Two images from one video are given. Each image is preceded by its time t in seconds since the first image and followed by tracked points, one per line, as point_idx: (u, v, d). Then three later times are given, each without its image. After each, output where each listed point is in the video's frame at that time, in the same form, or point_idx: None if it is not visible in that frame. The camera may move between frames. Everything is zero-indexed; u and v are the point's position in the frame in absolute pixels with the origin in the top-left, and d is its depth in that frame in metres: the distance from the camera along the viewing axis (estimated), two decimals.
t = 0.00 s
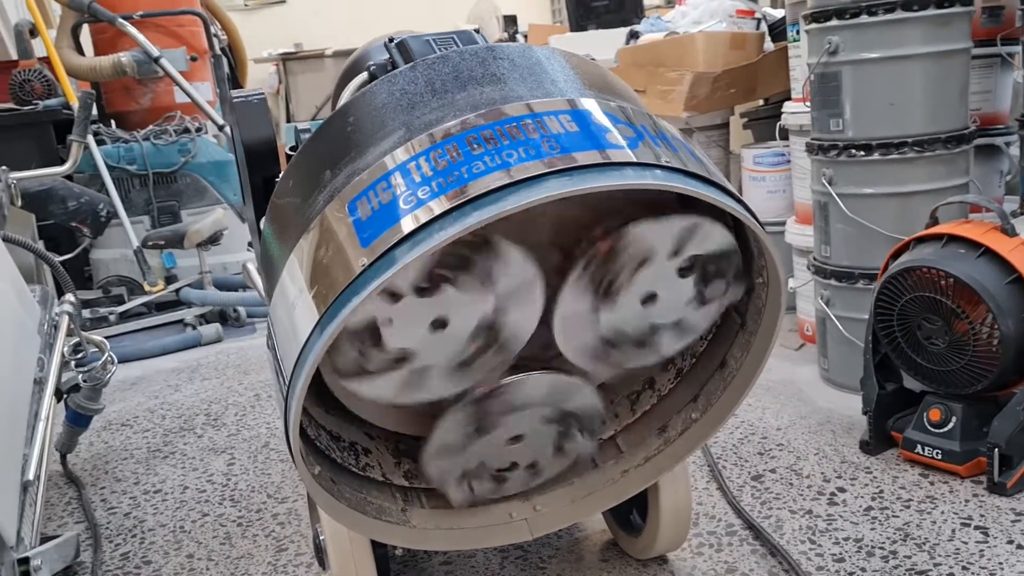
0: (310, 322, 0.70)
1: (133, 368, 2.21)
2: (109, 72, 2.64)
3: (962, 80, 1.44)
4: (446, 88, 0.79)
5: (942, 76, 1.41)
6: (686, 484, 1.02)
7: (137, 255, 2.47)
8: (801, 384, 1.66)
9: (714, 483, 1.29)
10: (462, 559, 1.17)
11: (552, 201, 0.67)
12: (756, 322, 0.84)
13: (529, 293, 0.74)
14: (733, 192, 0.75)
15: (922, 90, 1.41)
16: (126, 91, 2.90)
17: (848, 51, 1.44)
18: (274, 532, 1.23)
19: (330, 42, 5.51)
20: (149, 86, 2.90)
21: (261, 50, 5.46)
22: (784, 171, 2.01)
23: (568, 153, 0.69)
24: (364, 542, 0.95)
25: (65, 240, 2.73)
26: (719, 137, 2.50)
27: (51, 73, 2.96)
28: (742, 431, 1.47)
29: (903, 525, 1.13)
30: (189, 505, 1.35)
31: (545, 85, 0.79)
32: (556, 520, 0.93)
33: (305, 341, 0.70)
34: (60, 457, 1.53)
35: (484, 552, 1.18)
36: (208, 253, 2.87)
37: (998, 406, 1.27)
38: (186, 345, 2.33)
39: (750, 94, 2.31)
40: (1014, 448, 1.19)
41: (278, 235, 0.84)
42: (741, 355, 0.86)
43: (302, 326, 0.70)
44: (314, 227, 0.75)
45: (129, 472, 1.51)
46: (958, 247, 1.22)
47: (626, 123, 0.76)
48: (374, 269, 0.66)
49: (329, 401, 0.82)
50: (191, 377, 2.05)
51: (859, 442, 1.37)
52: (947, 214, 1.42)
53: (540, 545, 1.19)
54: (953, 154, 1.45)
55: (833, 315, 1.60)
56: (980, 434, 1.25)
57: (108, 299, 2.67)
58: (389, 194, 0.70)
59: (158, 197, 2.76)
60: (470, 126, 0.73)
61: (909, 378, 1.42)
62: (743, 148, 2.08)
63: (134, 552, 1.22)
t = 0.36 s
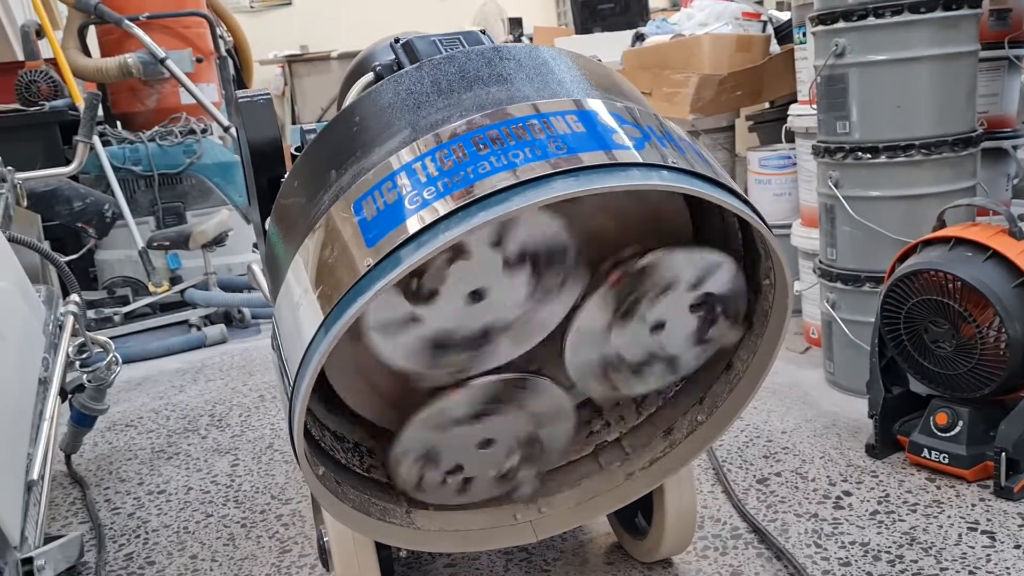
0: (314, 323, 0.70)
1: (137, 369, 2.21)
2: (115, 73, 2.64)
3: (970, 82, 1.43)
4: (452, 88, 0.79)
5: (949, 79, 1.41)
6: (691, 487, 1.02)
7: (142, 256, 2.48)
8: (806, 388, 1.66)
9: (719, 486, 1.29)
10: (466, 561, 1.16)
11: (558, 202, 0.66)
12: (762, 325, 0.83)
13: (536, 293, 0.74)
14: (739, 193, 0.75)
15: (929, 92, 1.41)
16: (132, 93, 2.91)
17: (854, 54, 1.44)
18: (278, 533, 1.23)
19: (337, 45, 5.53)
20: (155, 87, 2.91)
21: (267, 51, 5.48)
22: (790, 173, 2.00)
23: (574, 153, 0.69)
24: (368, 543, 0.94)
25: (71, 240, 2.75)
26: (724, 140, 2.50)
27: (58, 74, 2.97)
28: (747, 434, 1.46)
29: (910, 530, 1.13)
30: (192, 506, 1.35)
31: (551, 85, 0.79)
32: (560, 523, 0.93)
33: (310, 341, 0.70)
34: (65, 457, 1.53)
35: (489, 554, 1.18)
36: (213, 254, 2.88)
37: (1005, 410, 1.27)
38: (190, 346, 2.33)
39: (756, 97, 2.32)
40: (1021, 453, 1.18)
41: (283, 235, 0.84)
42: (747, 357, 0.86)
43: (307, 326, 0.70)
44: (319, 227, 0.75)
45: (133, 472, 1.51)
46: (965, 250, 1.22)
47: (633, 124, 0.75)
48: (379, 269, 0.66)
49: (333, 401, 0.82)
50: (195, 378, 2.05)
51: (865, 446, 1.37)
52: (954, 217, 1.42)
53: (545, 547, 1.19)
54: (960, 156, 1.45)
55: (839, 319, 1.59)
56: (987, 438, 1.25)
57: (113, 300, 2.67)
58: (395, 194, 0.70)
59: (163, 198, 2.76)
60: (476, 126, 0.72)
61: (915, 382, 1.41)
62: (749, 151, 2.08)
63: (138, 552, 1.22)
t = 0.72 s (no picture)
0: (318, 324, 0.70)
1: (140, 369, 2.22)
2: (120, 74, 2.65)
3: (974, 85, 1.43)
4: (456, 90, 0.79)
5: (954, 82, 1.41)
6: (694, 489, 1.01)
7: (145, 256, 2.48)
8: (810, 390, 1.65)
9: (723, 489, 1.28)
10: (469, 563, 1.16)
11: (562, 204, 0.66)
12: (766, 328, 0.83)
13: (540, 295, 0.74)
14: (743, 196, 0.75)
15: (934, 94, 1.40)
16: (137, 93, 2.91)
17: (858, 56, 1.44)
18: (281, 535, 1.23)
19: (340, 46, 5.55)
20: (159, 87, 2.91)
21: (271, 52, 5.49)
22: (794, 176, 2.00)
23: (578, 156, 0.69)
24: (371, 545, 0.94)
25: (75, 241, 2.75)
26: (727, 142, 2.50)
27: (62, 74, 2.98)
28: (750, 436, 1.46)
29: (914, 533, 1.13)
30: (195, 507, 1.35)
31: (556, 87, 0.79)
32: (563, 525, 0.92)
33: (314, 342, 0.70)
34: (68, 458, 1.53)
35: (491, 556, 1.18)
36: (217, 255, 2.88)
37: (1010, 413, 1.26)
38: (193, 347, 2.34)
39: (760, 99, 2.32)
40: None
41: (287, 237, 0.84)
42: (751, 360, 0.86)
43: (311, 328, 0.70)
44: (323, 228, 0.75)
45: (136, 473, 1.51)
46: (970, 253, 1.22)
47: (637, 126, 0.75)
48: (383, 271, 0.66)
49: (337, 403, 0.81)
50: (198, 379, 2.05)
51: (869, 449, 1.36)
52: (958, 220, 1.41)
53: (547, 549, 1.19)
54: (965, 159, 1.45)
55: (843, 321, 1.59)
56: (991, 441, 1.24)
57: (117, 301, 2.67)
58: (399, 196, 0.70)
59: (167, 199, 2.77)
60: (480, 128, 0.72)
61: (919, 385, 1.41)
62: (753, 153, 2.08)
63: (141, 553, 1.22)
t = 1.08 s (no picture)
0: (322, 324, 0.70)
1: (143, 369, 2.22)
2: (124, 74, 2.65)
3: (978, 88, 1.43)
4: (461, 91, 0.79)
5: (958, 84, 1.41)
6: (697, 490, 1.01)
7: (149, 256, 2.49)
8: (813, 392, 1.65)
9: (725, 490, 1.28)
10: (471, 564, 1.16)
11: (567, 205, 0.66)
12: (770, 329, 0.83)
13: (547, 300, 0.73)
14: (747, 198, 0.75)
15: (938, 97, 1.40)
16: (141, 93, 2.92)
17: (863, 58, 1.44)
18: (283, 535, 1.23)
19: (343, 48, 5.56)
20: (163, 88, 2.92)
21: (275, 52, 5.51)
22: (797, 178, 2.00)
23: (583, 157, 0.69)
24: (374, 545, 0.94)
25: (78, 240, 2.76)
26: (731, 144, 2.50)
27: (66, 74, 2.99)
28: (753, 438, 1.46)
29: (916, 535, 1.12)
30: (198, 507, 1.35)
31: (560, 89, 0.79)
32: (566, 526, 0.92)
33: (318, 342, 0.70)
34: (71, 457, 1.54)
35: (494, 557, 1.18)
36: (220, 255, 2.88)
37: (1012, 416, 1.26)
38: (196, 347, 2.34)
39: (763, 101, 2.32)
40: None
41: (292, 237, 0.84)
42: (754, 362, 0.86)
43: (315, 328, 0.70)
44: (327, 228, 0.75)
45: (139, 472, 1.51)
46: (974, 256, 1.22)
47: (642, 127, 0.75)
48: (387, 271, 0.66)
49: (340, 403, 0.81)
50: (201, 379, 2.05)
51: (871, 451, 1.36)
52: (962, 222, 1.41)
53: (550, 550, 1.19)
54: (969, 162, 1.45)
55: (846, 323, 1.59)
56: (994, 444, 1.24)
57: (120, 301, 2.68)
58: (404, 196, 0.70)
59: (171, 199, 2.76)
60: (484, 128, 0.73)
61: (922, 387, 1.41)
62: (756, 155, 2.08)
63: (143, 552, 1.22)
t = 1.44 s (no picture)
0: (325, 324, 0.70)
1: (145, 369, 2.22)
2: (127, 74, 2.66)
3: (981, 91, 1.43)
4: (464, 91, 0.79)
5: (961, 87, 1.41)
6: (699, 492, 1.01)
7: (151, 256, 2.49)
8: (815, 395, 1.65)
9: (727, 492, 1.28)
10: (473, 565, 1.16)
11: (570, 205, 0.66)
12: (773, 331, 0.83)
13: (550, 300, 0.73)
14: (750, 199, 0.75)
15: (941, 99, 1.40)
16: (144, 93, 2.93)
17: (867, 60, 1.44)
18: (285, 535, 1.23)
19: (346, 49, 5.56)
20: (166, 88, 2.92)
21: (279, 53, 5.51)
22: (800, 180, 2.01)
23: (586, 157, 0.69)
24: (375, 545, 0.94)
25: (81, 240, 2.77)
26: (733, 146, 2.50)
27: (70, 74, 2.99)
28: (755, 440, 1.46)
29: (919, 538, 1.12)
30: (199, 506, 1.35)
31: (564, 89, 0.79)
32: (568, 527, 0.92)
33: (320, 342, 0.70)
34: (73, 456, 1.54)
35: (496, 558, 1.18)
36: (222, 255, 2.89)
37: (1015, 419, 1.26)
38: (198, 347, 2.34)
39: (765, 103, 2.30)
40: None
41: (295, 236, 0.84)
42: (757, 363, 0.85)
43: (318, 328, 0.70)
44: (331, 228, 0.75)
45: (141, 472, 1.51)
46: (977, 258, 1.21)
47: (646, 128, 0.75)
48: (390, 271, 0.66)
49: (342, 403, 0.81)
50: (203, 379, 2.05)
51: (874, 454, 1.36)
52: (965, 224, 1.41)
53: (552, 552, 1.18)
54: (972, 164, 1.45)
55: (849, 325, 1.59)
56: (997, 447, 1.24)
57: (123, 301, 2.68)
58: (407, 196, 0.70)
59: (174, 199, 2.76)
60: (488, 129, 0.73)
61: (924, 390, 1.41)
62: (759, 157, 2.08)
63: (145, 552, 1.22)
